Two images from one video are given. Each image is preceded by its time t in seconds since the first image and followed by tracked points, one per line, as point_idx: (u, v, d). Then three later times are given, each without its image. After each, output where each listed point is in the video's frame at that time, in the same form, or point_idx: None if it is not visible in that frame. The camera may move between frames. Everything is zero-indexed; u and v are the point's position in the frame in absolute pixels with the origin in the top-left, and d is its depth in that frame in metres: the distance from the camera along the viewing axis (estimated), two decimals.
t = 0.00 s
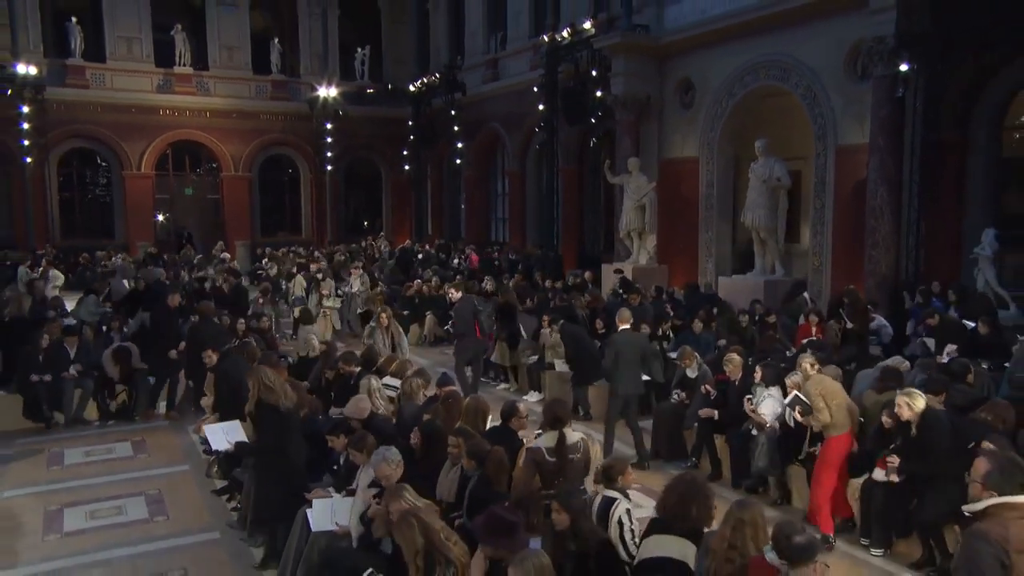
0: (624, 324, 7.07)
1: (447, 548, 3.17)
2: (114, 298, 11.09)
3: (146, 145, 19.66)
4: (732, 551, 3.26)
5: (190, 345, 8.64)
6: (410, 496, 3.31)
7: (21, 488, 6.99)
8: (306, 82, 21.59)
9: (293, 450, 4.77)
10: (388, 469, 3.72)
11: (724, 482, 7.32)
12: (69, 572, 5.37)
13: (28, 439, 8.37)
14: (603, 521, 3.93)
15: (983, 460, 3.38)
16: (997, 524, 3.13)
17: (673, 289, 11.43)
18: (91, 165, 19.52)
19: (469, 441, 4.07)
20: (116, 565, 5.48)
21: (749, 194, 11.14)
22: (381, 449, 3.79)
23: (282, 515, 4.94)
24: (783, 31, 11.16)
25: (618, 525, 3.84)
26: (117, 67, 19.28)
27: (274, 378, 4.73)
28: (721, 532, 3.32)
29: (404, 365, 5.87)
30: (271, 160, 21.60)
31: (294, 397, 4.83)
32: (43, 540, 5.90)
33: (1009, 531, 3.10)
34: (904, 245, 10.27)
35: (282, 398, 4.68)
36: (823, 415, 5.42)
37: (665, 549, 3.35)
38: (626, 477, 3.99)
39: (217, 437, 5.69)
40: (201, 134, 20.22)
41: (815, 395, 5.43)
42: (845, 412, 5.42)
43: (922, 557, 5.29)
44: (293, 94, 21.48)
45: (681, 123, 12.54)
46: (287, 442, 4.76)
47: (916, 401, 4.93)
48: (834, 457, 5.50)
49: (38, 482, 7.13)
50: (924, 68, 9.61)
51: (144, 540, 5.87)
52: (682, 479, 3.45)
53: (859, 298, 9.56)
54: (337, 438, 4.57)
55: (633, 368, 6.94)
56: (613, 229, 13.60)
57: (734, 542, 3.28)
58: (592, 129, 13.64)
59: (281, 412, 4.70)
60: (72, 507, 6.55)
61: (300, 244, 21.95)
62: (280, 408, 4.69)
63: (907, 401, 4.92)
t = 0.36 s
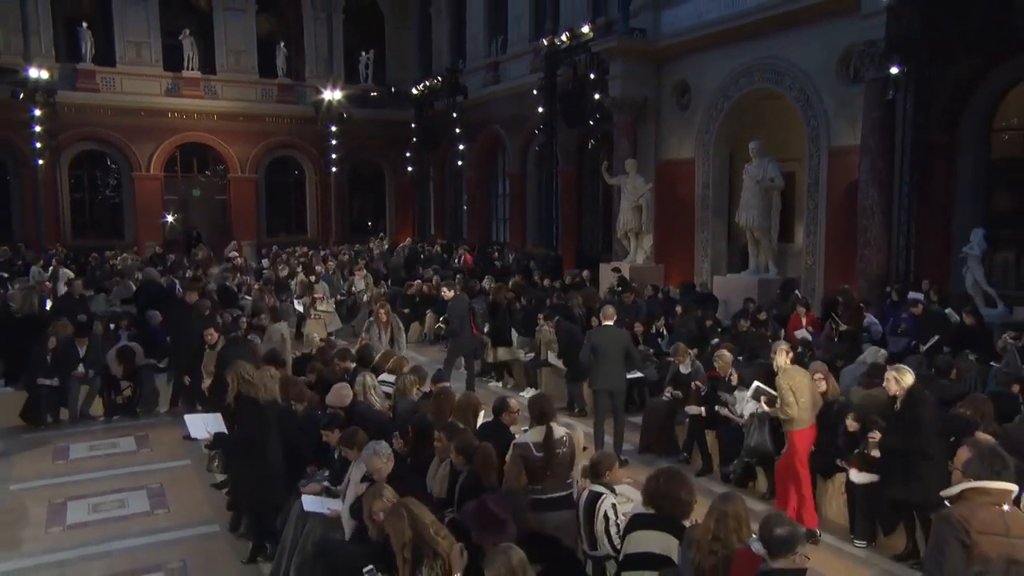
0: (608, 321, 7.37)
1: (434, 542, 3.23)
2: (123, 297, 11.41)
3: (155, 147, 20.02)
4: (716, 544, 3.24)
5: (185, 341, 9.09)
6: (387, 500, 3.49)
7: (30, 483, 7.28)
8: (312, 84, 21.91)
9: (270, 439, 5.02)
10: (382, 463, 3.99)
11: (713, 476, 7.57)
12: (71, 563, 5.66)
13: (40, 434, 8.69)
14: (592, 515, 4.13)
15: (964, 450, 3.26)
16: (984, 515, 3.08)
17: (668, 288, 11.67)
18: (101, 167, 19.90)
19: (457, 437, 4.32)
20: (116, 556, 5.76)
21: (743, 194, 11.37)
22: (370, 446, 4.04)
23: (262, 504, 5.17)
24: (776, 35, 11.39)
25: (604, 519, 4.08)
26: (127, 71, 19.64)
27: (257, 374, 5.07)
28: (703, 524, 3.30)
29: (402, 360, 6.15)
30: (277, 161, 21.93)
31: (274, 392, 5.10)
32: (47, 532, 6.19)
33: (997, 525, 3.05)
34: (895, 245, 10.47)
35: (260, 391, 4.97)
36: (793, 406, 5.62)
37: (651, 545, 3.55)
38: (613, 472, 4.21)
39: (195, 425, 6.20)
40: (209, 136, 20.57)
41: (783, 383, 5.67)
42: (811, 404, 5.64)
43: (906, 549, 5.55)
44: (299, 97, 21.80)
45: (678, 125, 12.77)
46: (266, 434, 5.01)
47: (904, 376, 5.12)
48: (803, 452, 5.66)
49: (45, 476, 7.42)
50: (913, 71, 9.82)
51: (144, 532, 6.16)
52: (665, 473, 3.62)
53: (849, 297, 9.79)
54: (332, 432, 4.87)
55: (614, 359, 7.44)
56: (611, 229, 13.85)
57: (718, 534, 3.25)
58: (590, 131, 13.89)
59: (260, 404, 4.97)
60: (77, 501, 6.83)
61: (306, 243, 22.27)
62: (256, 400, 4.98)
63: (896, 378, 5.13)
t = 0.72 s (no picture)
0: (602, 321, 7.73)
1: (423, 537, 3.24)
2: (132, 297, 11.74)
3: (163, 150, 20.41)
4: (699, 536, 3.37)
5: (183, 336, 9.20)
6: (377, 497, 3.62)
7: (40, 477, 7.60)
8: (317, 88, 22.26)
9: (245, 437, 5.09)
10: (373, 459, 4.27)
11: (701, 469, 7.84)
12: (75, 554, 5.95)
13: (52, 430, 9.03)
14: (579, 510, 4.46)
15: (929, 439, 3.40)
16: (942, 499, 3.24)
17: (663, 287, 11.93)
18: (111, 170, 20.28)
19: (447, 434, 4.51)
20: (119, 547, 6.07)
21: (737, 195, 11.64)
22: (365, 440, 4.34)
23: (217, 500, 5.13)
24: (768, 41, 11.67)
25: (590, 516, 4.39)
26: (137, 75, 20.03)
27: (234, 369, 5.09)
28: (688, 517, 3.45)
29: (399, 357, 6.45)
30: (283, 164, 22.28)
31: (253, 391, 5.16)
32: (50, 526, 6.50)
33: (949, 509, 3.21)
34: (885, 245, 10.71)
35: (240, 390, 5.01)
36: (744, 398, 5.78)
37: (637, 538, 3.78)
38: (603, 467, 4.55)
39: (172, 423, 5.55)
40: (217, 139, 20.94)
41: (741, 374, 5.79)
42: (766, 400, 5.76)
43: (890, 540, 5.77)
44: (304, 101, 22.16)
45: (674, 128, 13.05)
46: (243, 432, 5.09)
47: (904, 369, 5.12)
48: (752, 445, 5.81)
49: (54, 471, 7.74)
50: (902, 75, 10.08)
51: (145, 526, 6.46)
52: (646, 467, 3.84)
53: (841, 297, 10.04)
54: (327, 428, 5.02)
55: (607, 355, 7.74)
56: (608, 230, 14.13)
57: (700, 527, 3.39)
58: (588, 133, 14.16)
59: (238, 402, 5.02)
60: (83, 495, 7.15)
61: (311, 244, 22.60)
62: (237, 399, 5.02)
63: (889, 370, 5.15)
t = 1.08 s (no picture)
0: (601, 320, 8.03)
1: (407, 533, 3.37)
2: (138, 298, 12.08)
3: (170, 154, 20.78)
4: (676, 530, 3.42)
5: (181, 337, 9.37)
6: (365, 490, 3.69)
7: (46, 473, 7.90)
8: (320, 93, 22.63)
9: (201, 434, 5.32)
10: (363, 454, 4.45)
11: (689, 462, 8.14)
12: (74, 547, 6.23)
13: (60, 427, 9.36)
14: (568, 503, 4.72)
15: (895, 415, 3.64)
16: (903, 470, 3.50)
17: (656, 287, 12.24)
18: (119, 173, 20.65)
19: (437, 430, 4.62)
20: (120, 540, 6.34)
21: (728, 197, 11.92)
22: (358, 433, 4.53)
23: (184, 494, 5.39)
24: (758, 48, 11.97)
25: (578, 510, 4.65)
26: (144, 81, 20.41)
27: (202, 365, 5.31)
28: (669, 510, 3.49)
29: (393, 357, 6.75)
30: (287, 167, 22.65)
31: (216, 391, 5.33)
32: (52, 520, 6.79)
33: (909, 480, 3.47)
34: (872, 247, 10.97)
35: (195, 389, 5.21)
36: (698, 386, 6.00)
37: (621, 531, 3.95)
38: (590, 464, 4.70)
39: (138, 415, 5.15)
40: (222, 143, 21.32)
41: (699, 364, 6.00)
42: (722, 393, 5.99)
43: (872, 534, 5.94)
44: (307, 106, 22.52)
45: (667, 131, 13.35)
46: (203, 430, 5.32)
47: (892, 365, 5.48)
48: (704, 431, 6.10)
49: (59, 467, 8.04)
50: (888, 80, 10.38)
51: (145, 520, 6.74)
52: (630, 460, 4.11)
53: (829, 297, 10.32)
54: (321, 424, 5.15)
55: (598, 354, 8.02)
56: (604, 231, 14.44)
57: (680, 520, 3.43)
58: (584, 137, 14.46)
59: (197, 399, 5.24)
60: (85, 490, 7.44)
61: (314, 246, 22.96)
62: (193, 398, 5.24)
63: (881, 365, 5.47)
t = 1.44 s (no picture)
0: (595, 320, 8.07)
1: (390, 530, 3.42)
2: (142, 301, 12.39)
3: (175, 160, 21.15)
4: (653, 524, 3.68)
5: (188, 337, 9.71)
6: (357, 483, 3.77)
7: (50, 472, 8.15)
8: (321, 100, 22.98)
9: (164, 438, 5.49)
10: (352, 452, 4.61)
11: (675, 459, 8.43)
12: (73, 543, 6.40)
13: (66, 427, 9.64)
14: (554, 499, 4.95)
15: (863, 404, 3.81)
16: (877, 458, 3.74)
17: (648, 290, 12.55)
18: (126, 180, 21.10)
19: (426, 430, 4.78)
20: (116, 536, 6.51)
21: (718, 202, 12.24)
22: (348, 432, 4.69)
23: (162, 492, 5.59)
24: (747, 57, 12.29)
25: (565, 505, 4.87)
26: (149, 89, 20.81)
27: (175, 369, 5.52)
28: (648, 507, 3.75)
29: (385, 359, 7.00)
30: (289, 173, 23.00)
31: (184, 394, 5.47)
32: (51, 517, 6.98)
33: (882, 466, 3.71)
34: (858, 250, 11.23)
35: (162, 393, 5.39)
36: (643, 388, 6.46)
37: (604, 526, 4.12)
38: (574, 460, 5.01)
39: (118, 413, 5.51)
40: (225, 149, 21.69)
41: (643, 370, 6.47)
42: (668, 391, 6.46)
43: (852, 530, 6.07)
44: (309, 113, 22.87)
45: (659, 137, 13.68)
46: (173, 432, 5.48)
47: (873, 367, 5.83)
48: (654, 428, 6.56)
49: (63, 467, 8.30)
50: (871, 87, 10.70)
51: (142, 517, 6.92)
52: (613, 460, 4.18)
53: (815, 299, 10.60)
54: (312, 424, 5.43)
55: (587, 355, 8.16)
56: (598, 235, 14.77)
57: (659, 516, 3.69)
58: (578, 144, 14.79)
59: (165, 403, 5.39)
60: (85, 489, 7.66)
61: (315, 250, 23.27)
62: (159, 401, 5.41)
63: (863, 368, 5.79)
